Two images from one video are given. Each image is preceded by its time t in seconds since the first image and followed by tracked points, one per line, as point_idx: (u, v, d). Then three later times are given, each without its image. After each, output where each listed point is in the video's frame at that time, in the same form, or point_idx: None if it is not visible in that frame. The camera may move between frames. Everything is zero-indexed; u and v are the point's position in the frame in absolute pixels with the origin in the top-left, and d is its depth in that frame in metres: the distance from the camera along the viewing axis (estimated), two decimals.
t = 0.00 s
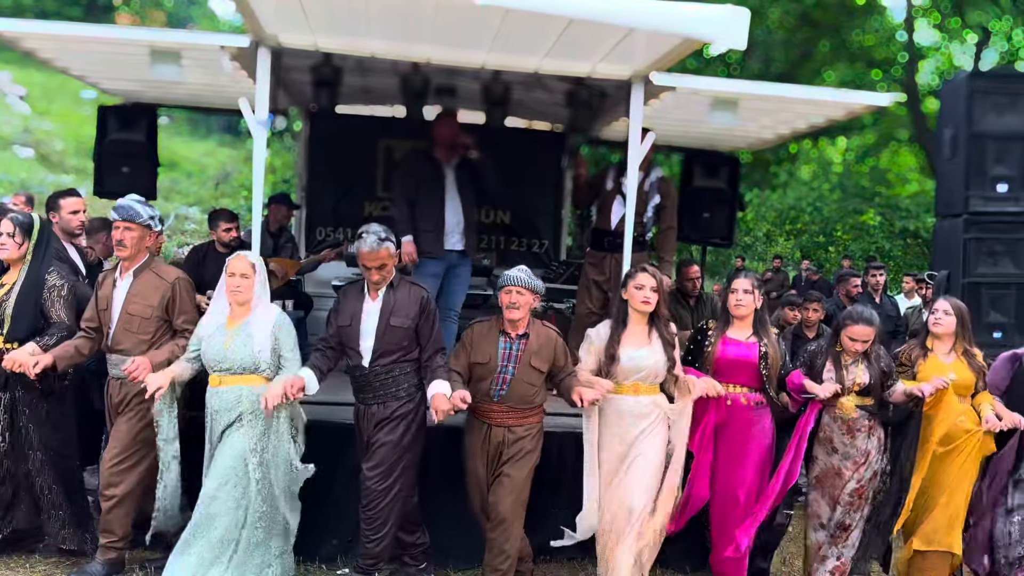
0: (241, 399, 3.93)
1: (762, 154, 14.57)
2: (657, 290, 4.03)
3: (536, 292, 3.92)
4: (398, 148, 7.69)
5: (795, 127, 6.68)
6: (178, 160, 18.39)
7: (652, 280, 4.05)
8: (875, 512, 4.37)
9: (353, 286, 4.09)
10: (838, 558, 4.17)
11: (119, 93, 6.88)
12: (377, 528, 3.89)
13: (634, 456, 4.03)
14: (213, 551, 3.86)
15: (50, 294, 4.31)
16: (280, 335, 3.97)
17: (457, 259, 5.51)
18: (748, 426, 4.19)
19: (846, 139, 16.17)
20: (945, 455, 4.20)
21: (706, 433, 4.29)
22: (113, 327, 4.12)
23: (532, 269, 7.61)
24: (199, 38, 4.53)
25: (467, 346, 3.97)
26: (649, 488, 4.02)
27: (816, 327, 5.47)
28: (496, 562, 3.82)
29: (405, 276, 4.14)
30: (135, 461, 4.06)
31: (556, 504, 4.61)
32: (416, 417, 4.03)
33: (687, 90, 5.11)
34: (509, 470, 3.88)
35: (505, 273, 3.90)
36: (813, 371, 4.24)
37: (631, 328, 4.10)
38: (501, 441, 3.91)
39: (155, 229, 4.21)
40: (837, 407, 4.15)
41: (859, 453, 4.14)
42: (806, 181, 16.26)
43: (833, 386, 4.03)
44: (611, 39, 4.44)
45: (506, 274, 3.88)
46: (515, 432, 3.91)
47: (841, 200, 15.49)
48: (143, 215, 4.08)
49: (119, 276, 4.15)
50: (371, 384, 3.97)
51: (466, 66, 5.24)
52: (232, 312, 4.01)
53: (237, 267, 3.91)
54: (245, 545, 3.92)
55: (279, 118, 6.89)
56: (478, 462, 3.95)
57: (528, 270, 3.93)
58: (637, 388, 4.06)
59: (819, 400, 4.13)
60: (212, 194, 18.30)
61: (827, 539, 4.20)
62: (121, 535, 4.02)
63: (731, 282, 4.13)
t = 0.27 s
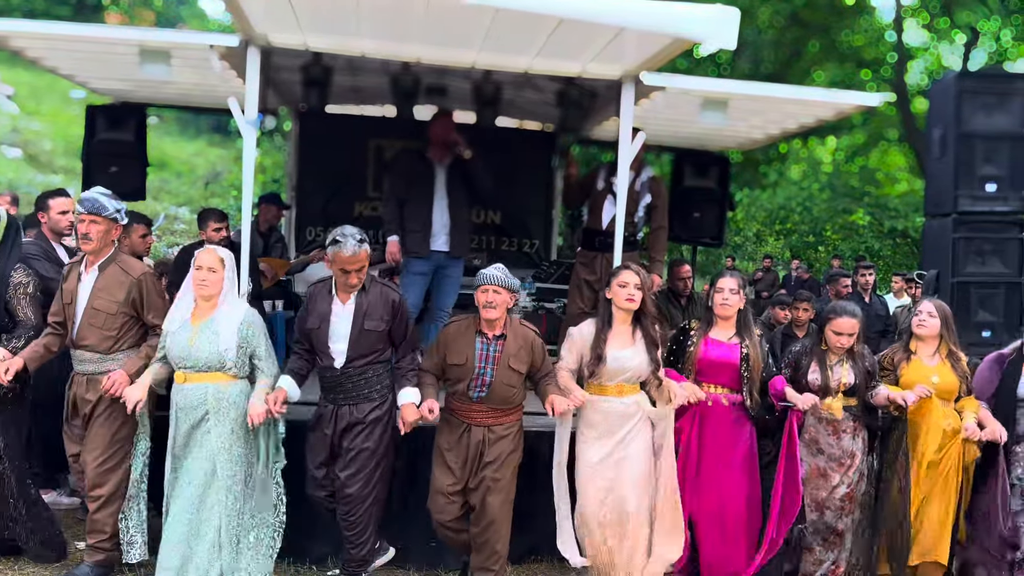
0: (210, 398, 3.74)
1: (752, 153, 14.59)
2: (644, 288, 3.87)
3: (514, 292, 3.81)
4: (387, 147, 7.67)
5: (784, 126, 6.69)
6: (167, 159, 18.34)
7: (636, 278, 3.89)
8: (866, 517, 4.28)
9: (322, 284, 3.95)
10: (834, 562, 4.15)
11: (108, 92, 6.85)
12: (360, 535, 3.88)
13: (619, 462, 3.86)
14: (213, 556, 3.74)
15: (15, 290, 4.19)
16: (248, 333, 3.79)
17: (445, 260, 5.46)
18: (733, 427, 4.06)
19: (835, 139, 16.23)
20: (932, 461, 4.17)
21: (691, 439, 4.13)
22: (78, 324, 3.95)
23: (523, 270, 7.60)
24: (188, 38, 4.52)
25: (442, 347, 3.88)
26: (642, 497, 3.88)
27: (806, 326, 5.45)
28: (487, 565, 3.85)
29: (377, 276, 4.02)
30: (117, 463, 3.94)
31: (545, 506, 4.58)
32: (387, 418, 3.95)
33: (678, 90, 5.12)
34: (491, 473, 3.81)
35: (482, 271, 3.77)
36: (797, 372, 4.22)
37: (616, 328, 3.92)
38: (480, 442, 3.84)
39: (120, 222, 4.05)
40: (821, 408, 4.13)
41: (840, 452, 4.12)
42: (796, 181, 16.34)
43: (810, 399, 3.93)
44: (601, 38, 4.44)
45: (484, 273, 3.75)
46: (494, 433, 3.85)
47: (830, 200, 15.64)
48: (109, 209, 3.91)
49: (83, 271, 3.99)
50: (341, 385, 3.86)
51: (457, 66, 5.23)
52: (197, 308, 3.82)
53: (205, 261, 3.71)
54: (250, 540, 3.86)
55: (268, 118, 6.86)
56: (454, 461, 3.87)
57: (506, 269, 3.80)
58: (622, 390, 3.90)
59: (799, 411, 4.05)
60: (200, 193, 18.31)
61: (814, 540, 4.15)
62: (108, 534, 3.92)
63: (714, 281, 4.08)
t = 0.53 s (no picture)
0: (189, 394, 3.74)
1: (741, 154, 14.63)
2: (616, 282, 3.91)
3: (486, 285, 3.82)
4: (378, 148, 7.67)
5: (774, 127, 6.70)
6: (157, 161, 18.28)
7: (606, 274, 3.93)
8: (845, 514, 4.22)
9: (291, 279, 3.95)
10: (824, 560, 4.08)
11: (97, 93, 6.81)
12: (344, 536, 3.87)
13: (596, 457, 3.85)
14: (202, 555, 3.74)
15: None
16: (222, 329, 3.81)
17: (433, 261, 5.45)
18: (707, 423, 4.12)
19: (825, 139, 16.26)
20: (907, 455, 4.13)
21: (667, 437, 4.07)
22: (52, 319, 3.95)
23: (515, 270, 7.58)
24: (177, 39, 4.50)
25: (417, 341, 3.87)
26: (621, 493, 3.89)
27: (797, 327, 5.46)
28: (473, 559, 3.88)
29: (346, 271, 4.04)
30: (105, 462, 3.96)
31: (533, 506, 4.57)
32: (358, 415, 3.95)
33: (668, 91, 5.12)
34: (470, 468, 3.81)
35: (453, 265, 3.80)
36: (773, 367, 4.17)
37: (589, 323, 3.96)
38: (457, 439, 3.83)
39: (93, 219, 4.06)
40: (799, 402, 4.10)
41: (818, 448, 4.09)
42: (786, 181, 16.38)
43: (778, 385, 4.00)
44: (592, 39, 4.44)
45: (455, 267, 3.77)
46: (470, 430, 3.84)
47: (819, 200, 15.57)
48: (82, 206, 3.92)
49: (55, 267, 3.99)
50: (314, 382, 3.86)
51: (448, 66, 5.22)
52: (171, 306, 3.84)
53: (173, 260, 3.70)
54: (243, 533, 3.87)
55: (258, 119, 6.85)
56: (431, 459, 3.82)
57: (477, 262, 3.83)
58: (597, 384, 3.91)
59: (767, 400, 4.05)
60: (190, 194, 18.36)
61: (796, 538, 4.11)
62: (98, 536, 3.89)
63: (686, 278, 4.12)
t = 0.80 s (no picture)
0: (153, 395, 3.84)
1: (732, 156, 14.65)
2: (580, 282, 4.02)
3: (455, 284, 3.92)
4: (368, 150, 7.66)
5: (764, 128, 6.71)
6: (146, 163, 18.21)
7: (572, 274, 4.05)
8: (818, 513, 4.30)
9: (257, 283, 3.97)
10: (794, 556, 4.20)
11: (85, 96, 6.79)
12: (326, 539, 3.91)
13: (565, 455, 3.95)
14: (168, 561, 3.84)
15: None
16: (189, 331, 3.90)
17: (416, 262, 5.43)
18: (672, 425, 4.21)
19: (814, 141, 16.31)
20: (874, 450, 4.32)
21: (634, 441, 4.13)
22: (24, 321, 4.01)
23: (506, 272, 7.58)
24: (166, 41, 4.49)
25: (385, 341, 3.95)
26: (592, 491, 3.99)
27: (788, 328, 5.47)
28: (457, 558, 3.97)
29: (312, 274, 4.07)
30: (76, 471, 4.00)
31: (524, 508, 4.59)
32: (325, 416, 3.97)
33: (658, 93, 5.13)
34: (442, 465, 3.92)
35: (423, 264, 3.89)
36: (735, 363, 4.25)
37: (553, 323, 4.05)
38: (430, 436, 3.92)
39: (65, 221, 4.13)
40: (766, 397, 4.21)
41: (787, 445, 4.20)
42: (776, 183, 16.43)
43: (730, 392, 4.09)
44: (580, 42, 4.46)
45: (426, 266, 3.87)
46: (441, 428, 3.94)
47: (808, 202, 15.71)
48: (51, 207, 4.01)
49: (27, 270, 4.06)
50: (281, 384, 3.86)
51: (437, 68, 5.22)
52: (137, 308, 3.93)
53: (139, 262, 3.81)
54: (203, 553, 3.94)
55: (247, 121, 6.83)
56: (404, 461, 3.90)
57: (446, 262, 3.93)
58: (560, 384, 4.02)
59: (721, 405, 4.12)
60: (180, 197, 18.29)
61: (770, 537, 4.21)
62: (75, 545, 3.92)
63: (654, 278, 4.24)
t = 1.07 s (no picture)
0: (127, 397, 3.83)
1: (721, 158, 14.66)
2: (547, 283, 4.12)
3: (425, 285, 3.94)
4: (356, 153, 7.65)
5: (751, 131, 6.73)
6: (134, 166, 18.12)
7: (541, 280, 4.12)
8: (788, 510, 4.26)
9: (229, 287, 3.96)
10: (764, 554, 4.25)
11: (71, 99, 6.76)
12: (299, 542, 3.86)
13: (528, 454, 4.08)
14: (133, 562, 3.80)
15: None
16: (164, 334, 3.91)
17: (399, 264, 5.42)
18: (647, 426, 4.19)
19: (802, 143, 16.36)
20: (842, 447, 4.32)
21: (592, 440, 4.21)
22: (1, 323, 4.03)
23: (494, 274, 7.57)
24: (152, 44, 4.47)
25: (356, 343, 3.94)
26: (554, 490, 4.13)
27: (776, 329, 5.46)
28: (434, 557, 3.96)
29: (286, 277, 4.08)
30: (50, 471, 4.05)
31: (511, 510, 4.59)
32: (300, 418, 3.95)
33: (645, 95, 5.13)
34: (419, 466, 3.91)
35: (394, 265, 3.91)
36: (710, 364, 4.29)
37: (523, 326, 4.16)
38: (405, 437, 3.92)
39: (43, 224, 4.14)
40: (739, 397, 4.25)
41: (762, 444, 4.25)
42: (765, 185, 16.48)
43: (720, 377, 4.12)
44: (567, 44, 4.46)
45: (398, 267, 3.88)
46: (415, 428, 3.94)
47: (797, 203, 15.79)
48: (30, 210, 4.02)
49: (4, 273, 4.08)
50: (256, 385, 3.84)
51: (424, 71, 5.21)
52: (112, 311, 3.93)
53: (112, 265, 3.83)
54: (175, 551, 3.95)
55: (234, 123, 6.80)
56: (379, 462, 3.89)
57: (416, 263, 3.94)
58: (530, 385, 4.13)
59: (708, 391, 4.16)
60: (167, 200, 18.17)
61: (744, 537, 4.23)
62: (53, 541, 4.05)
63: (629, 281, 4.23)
